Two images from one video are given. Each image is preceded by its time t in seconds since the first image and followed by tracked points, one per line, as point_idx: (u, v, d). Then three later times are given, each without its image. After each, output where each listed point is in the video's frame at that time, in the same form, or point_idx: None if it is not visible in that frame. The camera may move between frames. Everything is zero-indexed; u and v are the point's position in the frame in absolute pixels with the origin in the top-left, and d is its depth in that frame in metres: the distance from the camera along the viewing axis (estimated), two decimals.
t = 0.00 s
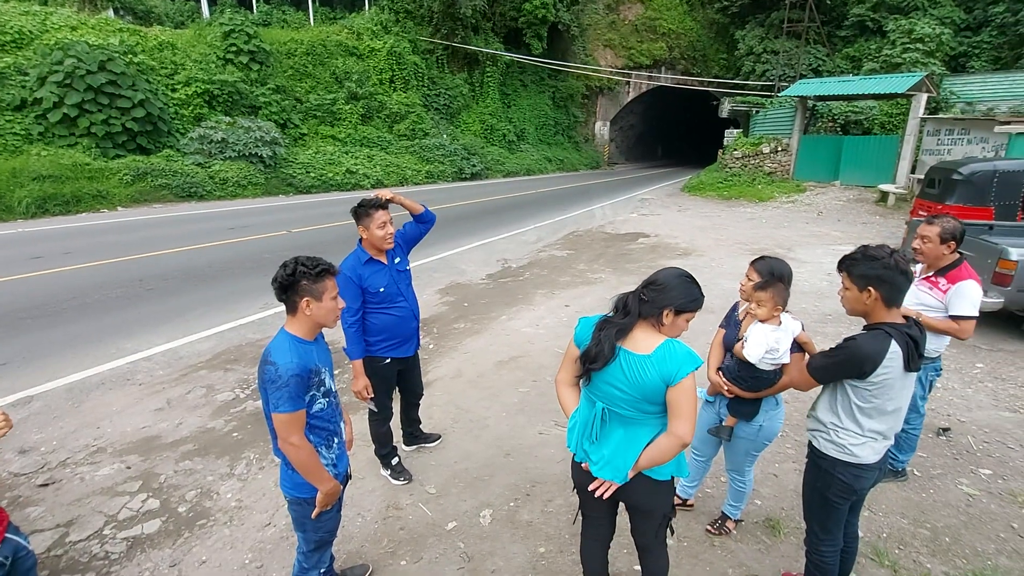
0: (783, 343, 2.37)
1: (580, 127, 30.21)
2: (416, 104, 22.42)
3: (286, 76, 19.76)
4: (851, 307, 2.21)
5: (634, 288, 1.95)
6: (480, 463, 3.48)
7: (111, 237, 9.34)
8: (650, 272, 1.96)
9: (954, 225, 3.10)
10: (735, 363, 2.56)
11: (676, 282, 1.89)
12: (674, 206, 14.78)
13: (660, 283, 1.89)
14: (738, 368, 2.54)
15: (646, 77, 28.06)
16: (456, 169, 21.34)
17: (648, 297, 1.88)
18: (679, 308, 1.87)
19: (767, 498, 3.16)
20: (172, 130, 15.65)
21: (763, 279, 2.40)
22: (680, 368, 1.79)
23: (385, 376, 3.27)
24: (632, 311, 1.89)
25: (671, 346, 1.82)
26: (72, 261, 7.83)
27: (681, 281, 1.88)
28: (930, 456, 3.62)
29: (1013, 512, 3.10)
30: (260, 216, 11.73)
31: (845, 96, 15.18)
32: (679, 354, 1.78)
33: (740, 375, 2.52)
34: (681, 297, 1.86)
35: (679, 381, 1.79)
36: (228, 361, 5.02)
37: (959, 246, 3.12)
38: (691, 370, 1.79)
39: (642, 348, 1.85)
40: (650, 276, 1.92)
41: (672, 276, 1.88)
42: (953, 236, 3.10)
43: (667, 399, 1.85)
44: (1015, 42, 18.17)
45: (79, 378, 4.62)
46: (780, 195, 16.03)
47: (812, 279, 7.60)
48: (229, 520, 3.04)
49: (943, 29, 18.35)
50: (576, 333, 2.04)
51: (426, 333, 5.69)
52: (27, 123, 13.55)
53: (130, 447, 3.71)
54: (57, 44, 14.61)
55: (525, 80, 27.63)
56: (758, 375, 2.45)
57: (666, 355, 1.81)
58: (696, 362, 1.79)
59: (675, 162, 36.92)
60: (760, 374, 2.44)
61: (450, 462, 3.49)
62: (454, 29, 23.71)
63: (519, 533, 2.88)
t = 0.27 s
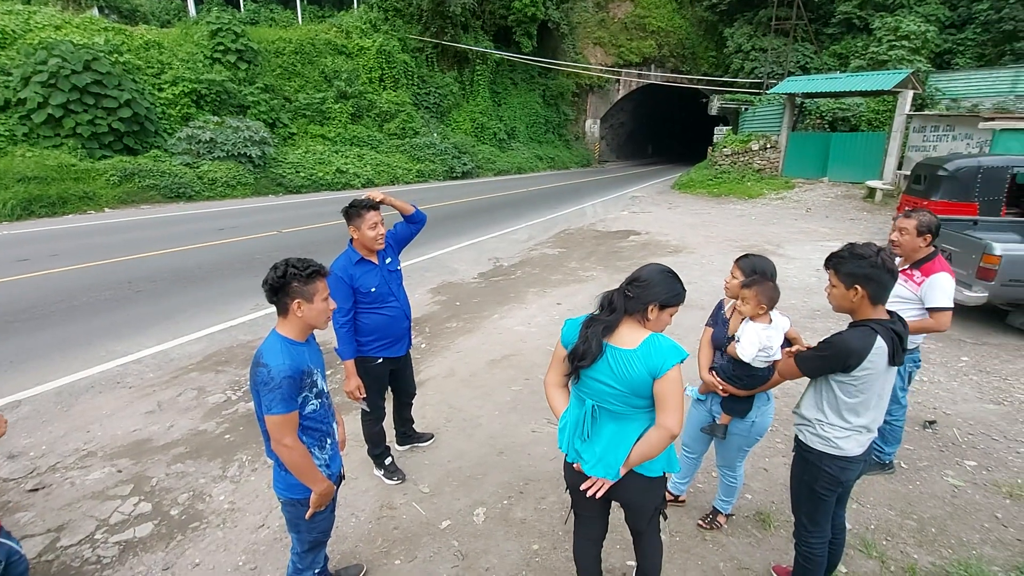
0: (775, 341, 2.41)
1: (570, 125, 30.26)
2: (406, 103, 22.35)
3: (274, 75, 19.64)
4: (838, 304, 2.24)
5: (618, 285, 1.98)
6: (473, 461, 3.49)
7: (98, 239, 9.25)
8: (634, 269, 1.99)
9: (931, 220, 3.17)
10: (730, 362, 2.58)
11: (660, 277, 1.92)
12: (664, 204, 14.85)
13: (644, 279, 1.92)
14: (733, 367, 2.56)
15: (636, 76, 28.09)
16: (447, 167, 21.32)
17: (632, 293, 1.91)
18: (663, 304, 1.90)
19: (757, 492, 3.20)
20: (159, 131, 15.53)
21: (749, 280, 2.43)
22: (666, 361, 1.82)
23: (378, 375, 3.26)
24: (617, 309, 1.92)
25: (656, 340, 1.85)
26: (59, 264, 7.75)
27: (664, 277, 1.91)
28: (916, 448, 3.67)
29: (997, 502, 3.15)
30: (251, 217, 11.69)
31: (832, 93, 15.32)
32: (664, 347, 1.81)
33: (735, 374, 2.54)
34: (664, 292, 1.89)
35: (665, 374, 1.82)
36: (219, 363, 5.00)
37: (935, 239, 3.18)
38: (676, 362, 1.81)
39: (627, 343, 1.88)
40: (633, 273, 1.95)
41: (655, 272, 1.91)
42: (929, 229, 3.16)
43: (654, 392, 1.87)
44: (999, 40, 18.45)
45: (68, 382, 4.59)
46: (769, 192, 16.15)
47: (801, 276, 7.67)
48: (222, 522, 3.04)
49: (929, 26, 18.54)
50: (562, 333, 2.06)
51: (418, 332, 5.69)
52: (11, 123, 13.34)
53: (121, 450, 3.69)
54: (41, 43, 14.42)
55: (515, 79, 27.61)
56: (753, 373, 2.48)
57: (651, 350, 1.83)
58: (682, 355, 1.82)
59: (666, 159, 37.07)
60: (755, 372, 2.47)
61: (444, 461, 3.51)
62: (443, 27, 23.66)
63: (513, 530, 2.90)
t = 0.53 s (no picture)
0: (768, 338, 2.44)
1: (564, 125, 30.29)
2: (401, 103, 22.32)
3: (268, 76, 19.58)
4: (830, 301, 2.27)
5: (620, 285, 1.99)
6: (471, 460, 3.51)
7: (92, 242, 9.21)
8: (634, 269, 2.01)
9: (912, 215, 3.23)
10: (723, 360, 2.61)
11: (661, 277, 1.95)
12: (659, 203, 14.90)
13: (645, 278, 1.95)
14: (727, 364, 2.59)
15: (629, 75, 28.10)
16: (442, 168, 21.33)
17: (635, 293, 1.93)
18: (666, 303, 1.93)
19: (752, 488, 3.23)
20: (152, 132, 15.48)
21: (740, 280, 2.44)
22: (671, 359, 1.84)
23: (375, 376, 3.28)
24: (621, 309, 1.93)
25: (661, 340, 1.87)
26: (53, 267, 7.71)
27: (665, 276, 1.94)
28: (909, 443, 3.72)
29: (987, 495, 3.20)
30: (246, 218, 11.65)
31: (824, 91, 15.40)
32: (669, 346, 1.84)
33: (730, 371, 2.57)
34: (667, 291, 1.92)
35: (671, 372, 1.84)
36: (215, 365, 5.00)
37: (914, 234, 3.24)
38: (681, 361, 1.84)
39: (633, 343, 1.90)
40: (635, 273, 1.97)
41: (656, 272, 1.94)
42: (908, 224, 3.22)
43: (659, 391, 1.89)
44: (988, 38, 18.65)
45: (64, 385, 4.58)
46: (762, 190, 16.23)
47: (794, 273, 7.73)
48: (221, 524, 3.05)
49: (920, 25, 18.67)
50: (563, 334, 2.06)
51: (415, 332, 5.70)
52: (2, 126, 13.25)
53: (118, 453, 3.69)
54: (32, 45, 14.32)
55: (509, 78, 27.62)
56: (747, 370, 2.51)
57: (658, 349, 1.86)
58: (686, 353, 1.85)
59: (660, 158, 37.17)
60: (749, 369, 2.51)
61: (442, 460, 3.52)
62: (437, 27, 23.61)
63: (511, 528, 2.92)
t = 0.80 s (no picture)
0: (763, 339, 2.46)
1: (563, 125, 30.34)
2: (399, 104, 22.32)
3: (266, 76, 19.57)
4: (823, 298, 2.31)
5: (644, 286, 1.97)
6: (471, 460, 3.52)
7: (91, 242, 9.20)
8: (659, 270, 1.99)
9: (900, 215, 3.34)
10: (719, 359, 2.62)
11: (686, 279, 1.93)
12: (657, 203, 14.90)
13: (669, 280, 1.93)
14: (723, 363, 2.60)
15: (627, 75, 28.11)
16: (440, 168, 21.34)
17: (660, 295, 1.91)
18: (689, 306, 1.92)
19: (751, 486, 3.24)
20: (150, 133, 15.46)
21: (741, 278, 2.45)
22: (691, 364, 1.84)
23: (375, 375, 3.29)
24: (644, 310, 1.92)
25: (682, 344, 1.87)
26: (50, 267, 7.69)
27: (691, 279, 1.93)
28: (907, 442, 3.73)
29: (985, 493, 3.22)
30: (244, 218, 11.63)
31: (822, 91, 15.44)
32: (691, 351, 1.84)
33: (725, 370, 2.58)
34: (691, 295, 1.91)
35: (690, 377, 1.85)
36: (214, 366, 4.99)
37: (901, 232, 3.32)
38: (700, 366, 1.85)
39: (653, 345, 1.89)
40: (660, 274, 1.95)
41: (682, 274, 1.92)
42: (894, 222, 3.31)
43: (676, 395, 1.89)
44: (985, 38, 18.73)
45: (62, 386, 4.57)
46: (760, 190, 16.25)
47: (793, 273, 7.74)
48: (221, 524, 3.05)
49: (917, 25, 18.73)
50: (583, 331, 2.07)
51: (414, 332, 5.71)
52: None
53: (118, 454, 3.69)
54: (29, 45, 14.27)
55: (507, 78, 27.61)
56: (742, 369, 2.52)
57: (678, 353, 1.86)
58: (706, 358, 1.86)
59: (658, 158, 37.24)
60: (744, 368, 2.51)
61: (442, 460, 3.53)
62: (435, 27, 23.60)
63: (511, 528, 2.93)
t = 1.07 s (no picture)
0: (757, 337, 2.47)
1: (563, 125, 30.38)
2: (398, 104, 22.33)
3: (265, 77, 19.57)
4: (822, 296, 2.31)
5: (665, 289, 1.94)
6: (471, 461, 3.52)
7: (90, 243, 9.20)
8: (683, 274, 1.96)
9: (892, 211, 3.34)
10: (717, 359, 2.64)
11: (708, 285, 1.89)
12: (656, 203, 14.90)
13: (691, 285, 1.90)
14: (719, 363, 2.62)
15: (627, 76, 28.11)
16: (440, 168, 21.35)
17: (680, 299, 1.88)
18: (709, 313, 1.89)
19: (751, 487, 3.24)
20: (149, 133, 15.47)
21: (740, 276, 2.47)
22: (704, 373, 1.80)
23: (375, 375, 3.29)
24: (662, 314, 1.89)
25: (696, 350, 1.84)
26: (49, 268, 7.69)
27: (713, 286, 1.89)
28: (906, 442, 3.73)
29: (984, 493, 3.21)
30: (243, 219, 11.62)
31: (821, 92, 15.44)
32: (705, 359, 1.80)
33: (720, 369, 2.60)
34: (711, 303, 1.88)
35: (703, 385, 1.81)
36: (214, 366, 4.99)
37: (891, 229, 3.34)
38: (714, 375, 1.81)
39: (667, 349, 1.86)
40: (683, 279, 1.92)
41: (704, 280, 1.89)
42: (885, 219, 3.32)
43: (688, 402, 1.86)
44: (984, 38, 18.76)
45: (62, 387, 4.57)
46: (760, 190, 16.25)
47: (792, 273, 7.74)
48: (220, 525, 3.04)
49: (916, 25, 18.74)
50: (600, 330, 2.06)
51: (414, 333, 5.70)
52: None
53: (116, 454, 3.69)
54: (28, 46, 14.26)
55: (507, 79, 27.62)
56: (736, 368, 2.53)
57: (691, 358, 1.82)
58: (720, 367, 1.81)
59: (658, 158, 37.27)
60: (738, 367, 2.52)
61: (441, 461, 3.52)
62: (434, 28, 23.57)
63: (510, 528, 2.92)
